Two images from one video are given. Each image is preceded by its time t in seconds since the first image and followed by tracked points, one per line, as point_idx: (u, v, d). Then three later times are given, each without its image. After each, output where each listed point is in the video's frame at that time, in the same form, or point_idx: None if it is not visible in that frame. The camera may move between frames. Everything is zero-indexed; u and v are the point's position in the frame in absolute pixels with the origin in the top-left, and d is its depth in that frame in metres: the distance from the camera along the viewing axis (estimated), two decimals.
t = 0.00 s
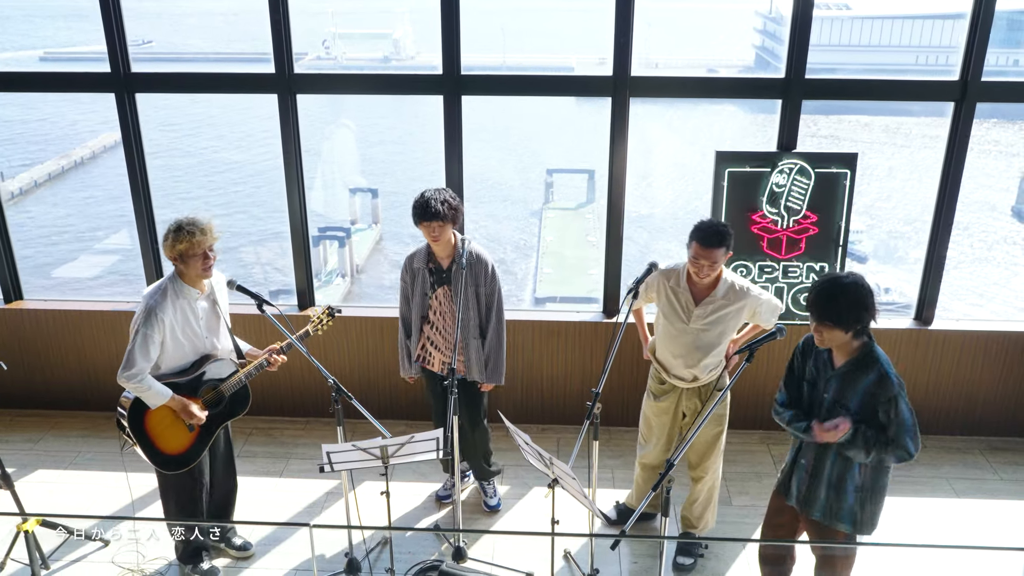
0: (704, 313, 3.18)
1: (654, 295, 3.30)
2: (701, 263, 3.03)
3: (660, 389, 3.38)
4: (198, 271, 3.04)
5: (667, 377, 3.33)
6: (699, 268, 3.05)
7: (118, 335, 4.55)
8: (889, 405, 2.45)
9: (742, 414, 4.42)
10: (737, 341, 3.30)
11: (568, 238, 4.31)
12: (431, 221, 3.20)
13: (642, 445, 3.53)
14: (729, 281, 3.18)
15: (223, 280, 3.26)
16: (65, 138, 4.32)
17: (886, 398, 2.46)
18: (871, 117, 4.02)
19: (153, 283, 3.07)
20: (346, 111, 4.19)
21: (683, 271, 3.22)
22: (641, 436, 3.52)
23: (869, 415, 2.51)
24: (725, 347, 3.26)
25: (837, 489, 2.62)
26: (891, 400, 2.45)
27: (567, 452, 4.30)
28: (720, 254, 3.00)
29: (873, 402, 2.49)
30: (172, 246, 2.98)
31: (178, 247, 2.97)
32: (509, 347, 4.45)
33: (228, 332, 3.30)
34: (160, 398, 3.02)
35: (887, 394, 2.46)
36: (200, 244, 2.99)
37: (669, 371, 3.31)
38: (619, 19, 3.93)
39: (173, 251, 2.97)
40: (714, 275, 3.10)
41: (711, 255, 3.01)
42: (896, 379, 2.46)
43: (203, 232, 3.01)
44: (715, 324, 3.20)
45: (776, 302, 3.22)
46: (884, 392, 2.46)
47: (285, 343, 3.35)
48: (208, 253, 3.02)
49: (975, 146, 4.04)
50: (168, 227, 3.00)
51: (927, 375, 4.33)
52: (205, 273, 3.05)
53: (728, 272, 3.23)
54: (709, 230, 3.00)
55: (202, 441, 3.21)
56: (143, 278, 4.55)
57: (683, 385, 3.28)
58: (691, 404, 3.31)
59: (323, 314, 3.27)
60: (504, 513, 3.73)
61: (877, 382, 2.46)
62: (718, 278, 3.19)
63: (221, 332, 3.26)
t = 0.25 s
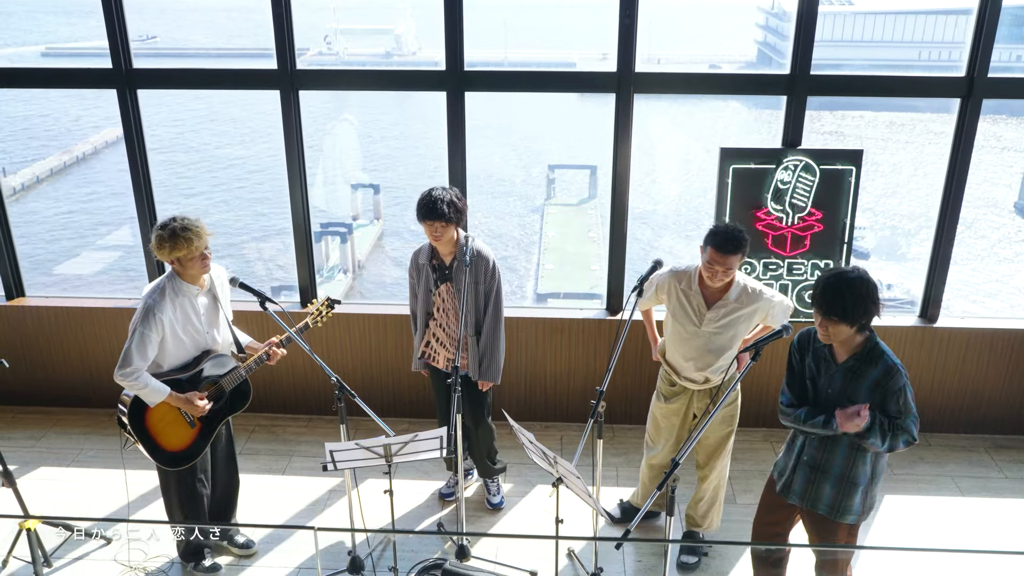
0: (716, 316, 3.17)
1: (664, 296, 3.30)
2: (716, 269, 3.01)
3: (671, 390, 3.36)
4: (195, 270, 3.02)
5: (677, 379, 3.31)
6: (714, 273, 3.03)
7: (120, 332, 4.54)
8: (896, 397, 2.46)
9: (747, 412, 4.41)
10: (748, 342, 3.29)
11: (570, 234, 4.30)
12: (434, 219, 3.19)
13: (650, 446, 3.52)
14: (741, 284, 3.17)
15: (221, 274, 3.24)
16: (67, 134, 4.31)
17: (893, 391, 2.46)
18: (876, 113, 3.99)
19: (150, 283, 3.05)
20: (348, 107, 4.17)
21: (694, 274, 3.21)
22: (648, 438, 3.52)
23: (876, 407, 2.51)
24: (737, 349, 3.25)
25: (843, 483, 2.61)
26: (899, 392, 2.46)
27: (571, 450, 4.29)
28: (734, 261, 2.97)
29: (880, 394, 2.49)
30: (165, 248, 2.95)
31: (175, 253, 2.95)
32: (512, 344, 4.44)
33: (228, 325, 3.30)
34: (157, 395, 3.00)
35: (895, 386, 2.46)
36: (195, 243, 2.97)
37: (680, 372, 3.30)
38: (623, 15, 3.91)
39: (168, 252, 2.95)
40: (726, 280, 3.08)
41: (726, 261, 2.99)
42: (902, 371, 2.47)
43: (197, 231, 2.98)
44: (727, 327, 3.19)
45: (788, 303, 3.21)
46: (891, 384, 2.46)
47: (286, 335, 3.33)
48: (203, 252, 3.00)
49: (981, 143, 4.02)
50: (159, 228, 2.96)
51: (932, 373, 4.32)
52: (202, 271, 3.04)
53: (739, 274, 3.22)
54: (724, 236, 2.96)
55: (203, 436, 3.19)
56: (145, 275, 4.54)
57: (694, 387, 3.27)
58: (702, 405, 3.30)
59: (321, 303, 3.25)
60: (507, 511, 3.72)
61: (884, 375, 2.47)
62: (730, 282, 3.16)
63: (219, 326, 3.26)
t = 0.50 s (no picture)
0: (728, 320, 3.15)
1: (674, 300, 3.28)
2: (727, 273, 2.99)
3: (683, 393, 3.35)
4: (201, 267, 3.02)
5: (689, 383, 3.30)
6: (724, 277, 3.01)
7: (125, 332, 4.53)
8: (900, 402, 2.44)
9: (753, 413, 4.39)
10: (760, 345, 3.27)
11: (573, 232, 4.28)
12: (446, 219, 3.18)
13: (657, 451, 3.51)
14: (752, 288, 3.15)
15: (226, 275, 3.24)
16: (72, 133, 4.30)
17: (897, 396, 2.44)
18: (884, 113, 3.97)
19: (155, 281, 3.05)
20: (353, 107, 4.16)
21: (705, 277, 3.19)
22: (655, 443, 3.50)
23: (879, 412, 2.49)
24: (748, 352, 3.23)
25: (846, 488, 2.60)
26: (903, 397, 2.44)
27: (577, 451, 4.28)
28: (745, 265, 2.95)
29: (885, 400, 2.47)
30: (172, 244, 2.95)
31: (181, 248, 2.94)
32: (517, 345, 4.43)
33: (232, 326, 3.29)
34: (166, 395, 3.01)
35: (900, 392, 2.45)
36: (202, 240, 2.97)
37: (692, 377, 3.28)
38: (629, 15, 3.89)
39: (175, 249, 2.95)
40: (737, 284, 3.07)
41: (736, 266, 2.97)
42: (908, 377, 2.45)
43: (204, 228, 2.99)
44: (739, 331, 3.17)
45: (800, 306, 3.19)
46: (896, 389, 2.45)
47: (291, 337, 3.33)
48: (210, 248, 3.00)
49: (989, 143, 3.99)
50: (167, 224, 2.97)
51: (939, 374, 4.30)
52: (208, 269, 3.03)
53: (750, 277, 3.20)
54: (735, 240, 2.94)
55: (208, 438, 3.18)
56: (150, 274, 4.53)
57: (707, 391, 3.26)
58: (714, 407, 3.29)
59: (327, 303, 3.24)
60: (512, 511, 3.70)
61: (890, 380, 2.45)
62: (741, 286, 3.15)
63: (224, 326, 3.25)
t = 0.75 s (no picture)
0: (738, 322, 3.13)
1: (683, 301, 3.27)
2: (735, 276, 2.98)
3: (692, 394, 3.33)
4: (210, 265, 3.02)
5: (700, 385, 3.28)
6: (733, 281, 3.00)
7: (130, 331, 4.53)
8: (904, 412, 2.40)
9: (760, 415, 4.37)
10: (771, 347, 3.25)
11: (578, 232, 4.26)
12: (460, 219, 3.18)
13: (666, 451, 3.48)
14: (762, 291, 3.13)
15: (232, 276, 3.24)
16: (78, 133, 4.30)
17: (903, 405, 2.40)
18: (893, 113, 3.95)
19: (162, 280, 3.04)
20: (359, 107, 4.15)
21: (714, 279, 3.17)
22: (665, 444, 3.48)
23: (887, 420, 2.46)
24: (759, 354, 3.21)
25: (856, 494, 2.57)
26: (909, 407, 2.38)
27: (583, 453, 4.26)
28: (755, 268, 2.93)
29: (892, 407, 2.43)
30: (183, 239, 2.97)
31: (191, 239, 2.95)
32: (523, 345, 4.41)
33: (236, 330, 3.30)
34: (170, 394, 2.97)
35: (906, 400, 2.40)
36: (211, 237, 2.98)
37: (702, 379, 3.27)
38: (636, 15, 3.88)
39: (186, 244, 2.96)
40: (746, 288, 3.05)
41: (746, 269, 2.95)
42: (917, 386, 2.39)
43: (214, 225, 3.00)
44: (749, 333, 3.15)
45: (811, 307, 3.17)
46: (902, 398, 2.40)
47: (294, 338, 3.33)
48: (220, 245, 3.01)
49: (999, 144, 3.97)
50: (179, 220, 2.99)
51: (948, 376, 4.27)
52: (216, 267, 3.03)
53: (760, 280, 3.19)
54: (744, 243, 2.92)
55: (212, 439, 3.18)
56: (155, 274, 4.53)
57: (717, 392, 3.24)
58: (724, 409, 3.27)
59: (330, 306, 3.22)
60: (518, 513, 3.69)
61: (896, 387, 2.40)
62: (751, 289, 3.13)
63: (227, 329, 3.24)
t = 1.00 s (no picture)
0: (742, 324, 3.12)
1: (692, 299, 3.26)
2: (741, 278, 2.96)
3: (695, 392, 3.33)
4: (220, 266, 3.01)
5: (703, 382, 3.28)
6: (739, 282, 2.98)
7: (136, 331, 4.53)
8: (900, 418, 2.37)
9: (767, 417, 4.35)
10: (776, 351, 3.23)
11: (583, 232, 4.24)
12: (475, 218, 3.20)
13: (674, 451, 3.48)
14: (771, 294, 3.11)
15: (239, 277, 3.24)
16: (84, 133, 4.30)
17: (901, 411, 2.37)
18: (902, 114, 3.92)
19: (172, 280, 3.04)
20: (365, 106, 4.14)
21: (723, 278, 3.16)
22: (672, 443, 3.48)
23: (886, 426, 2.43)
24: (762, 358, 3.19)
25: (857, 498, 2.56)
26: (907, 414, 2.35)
27: (588, 454, 4.25)
28: (761, 271, 2.91)
29: (891, 414, 2.40)
30: (193, 240, 2.96)
31: (202, 239, 2.95)
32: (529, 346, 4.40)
33: (244, 332, 3.29)
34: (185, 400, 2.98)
35: (905, 407, 2.37)
36: (221, 238, 2.97)
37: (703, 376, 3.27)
38: (643, 15, 3.86)
39: (196, 245, 2.95)
40: (753, 290, 3.03)
41: (753, 270, 2.93)
42: (918, 394, 2.35)
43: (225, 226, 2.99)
44: (753, 335, 3.13)
45: (819, 318, 3.12)
46: (901, 405, 2.37)
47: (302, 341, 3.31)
48: (230, 246, 3.00)
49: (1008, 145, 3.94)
50: (190, 219, 2.98)
51: (956, 378, 4.25)
52: (227, 268, 3.03)
53: (771, 283, 3.17)
54: (753, 244, 2.91)
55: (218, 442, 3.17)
56: (161, 274, 4.53)
57: (716, 391, 3.23)
58: (725, 412, 3.27)
59: (334, 309, 3.20)
60: (524, 515, 3.68)
61: (897, 394, 2.37)
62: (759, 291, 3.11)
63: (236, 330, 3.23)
